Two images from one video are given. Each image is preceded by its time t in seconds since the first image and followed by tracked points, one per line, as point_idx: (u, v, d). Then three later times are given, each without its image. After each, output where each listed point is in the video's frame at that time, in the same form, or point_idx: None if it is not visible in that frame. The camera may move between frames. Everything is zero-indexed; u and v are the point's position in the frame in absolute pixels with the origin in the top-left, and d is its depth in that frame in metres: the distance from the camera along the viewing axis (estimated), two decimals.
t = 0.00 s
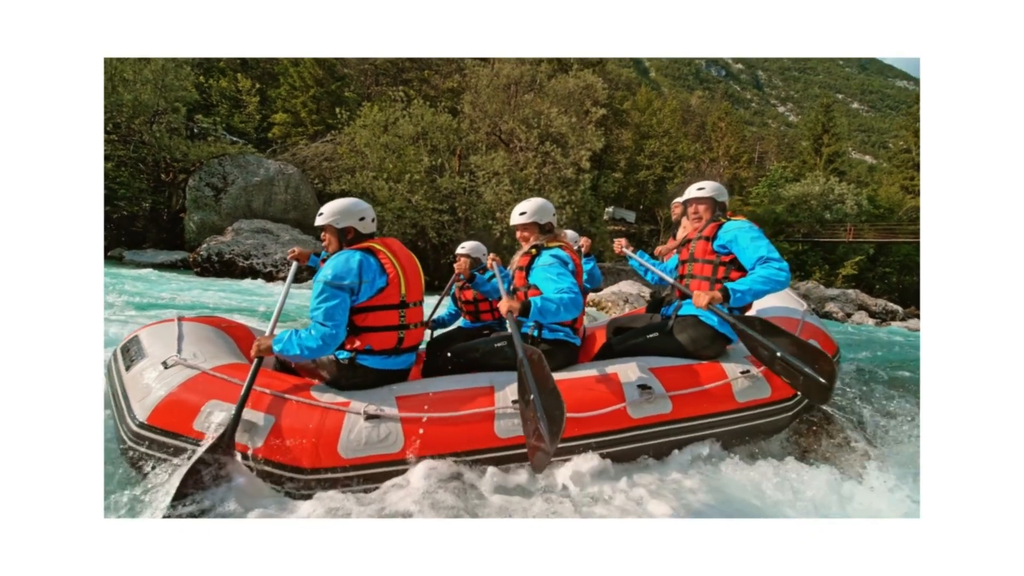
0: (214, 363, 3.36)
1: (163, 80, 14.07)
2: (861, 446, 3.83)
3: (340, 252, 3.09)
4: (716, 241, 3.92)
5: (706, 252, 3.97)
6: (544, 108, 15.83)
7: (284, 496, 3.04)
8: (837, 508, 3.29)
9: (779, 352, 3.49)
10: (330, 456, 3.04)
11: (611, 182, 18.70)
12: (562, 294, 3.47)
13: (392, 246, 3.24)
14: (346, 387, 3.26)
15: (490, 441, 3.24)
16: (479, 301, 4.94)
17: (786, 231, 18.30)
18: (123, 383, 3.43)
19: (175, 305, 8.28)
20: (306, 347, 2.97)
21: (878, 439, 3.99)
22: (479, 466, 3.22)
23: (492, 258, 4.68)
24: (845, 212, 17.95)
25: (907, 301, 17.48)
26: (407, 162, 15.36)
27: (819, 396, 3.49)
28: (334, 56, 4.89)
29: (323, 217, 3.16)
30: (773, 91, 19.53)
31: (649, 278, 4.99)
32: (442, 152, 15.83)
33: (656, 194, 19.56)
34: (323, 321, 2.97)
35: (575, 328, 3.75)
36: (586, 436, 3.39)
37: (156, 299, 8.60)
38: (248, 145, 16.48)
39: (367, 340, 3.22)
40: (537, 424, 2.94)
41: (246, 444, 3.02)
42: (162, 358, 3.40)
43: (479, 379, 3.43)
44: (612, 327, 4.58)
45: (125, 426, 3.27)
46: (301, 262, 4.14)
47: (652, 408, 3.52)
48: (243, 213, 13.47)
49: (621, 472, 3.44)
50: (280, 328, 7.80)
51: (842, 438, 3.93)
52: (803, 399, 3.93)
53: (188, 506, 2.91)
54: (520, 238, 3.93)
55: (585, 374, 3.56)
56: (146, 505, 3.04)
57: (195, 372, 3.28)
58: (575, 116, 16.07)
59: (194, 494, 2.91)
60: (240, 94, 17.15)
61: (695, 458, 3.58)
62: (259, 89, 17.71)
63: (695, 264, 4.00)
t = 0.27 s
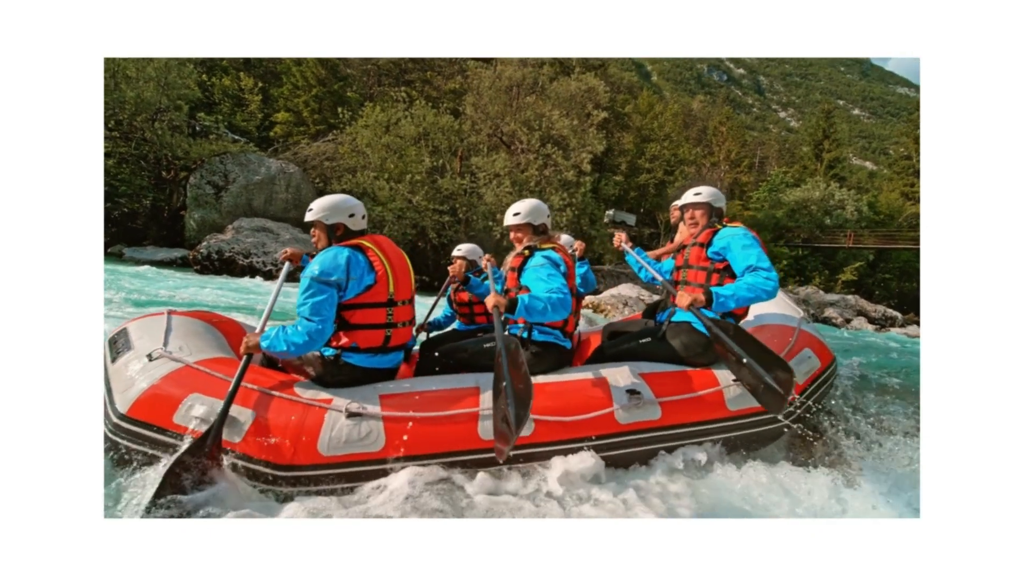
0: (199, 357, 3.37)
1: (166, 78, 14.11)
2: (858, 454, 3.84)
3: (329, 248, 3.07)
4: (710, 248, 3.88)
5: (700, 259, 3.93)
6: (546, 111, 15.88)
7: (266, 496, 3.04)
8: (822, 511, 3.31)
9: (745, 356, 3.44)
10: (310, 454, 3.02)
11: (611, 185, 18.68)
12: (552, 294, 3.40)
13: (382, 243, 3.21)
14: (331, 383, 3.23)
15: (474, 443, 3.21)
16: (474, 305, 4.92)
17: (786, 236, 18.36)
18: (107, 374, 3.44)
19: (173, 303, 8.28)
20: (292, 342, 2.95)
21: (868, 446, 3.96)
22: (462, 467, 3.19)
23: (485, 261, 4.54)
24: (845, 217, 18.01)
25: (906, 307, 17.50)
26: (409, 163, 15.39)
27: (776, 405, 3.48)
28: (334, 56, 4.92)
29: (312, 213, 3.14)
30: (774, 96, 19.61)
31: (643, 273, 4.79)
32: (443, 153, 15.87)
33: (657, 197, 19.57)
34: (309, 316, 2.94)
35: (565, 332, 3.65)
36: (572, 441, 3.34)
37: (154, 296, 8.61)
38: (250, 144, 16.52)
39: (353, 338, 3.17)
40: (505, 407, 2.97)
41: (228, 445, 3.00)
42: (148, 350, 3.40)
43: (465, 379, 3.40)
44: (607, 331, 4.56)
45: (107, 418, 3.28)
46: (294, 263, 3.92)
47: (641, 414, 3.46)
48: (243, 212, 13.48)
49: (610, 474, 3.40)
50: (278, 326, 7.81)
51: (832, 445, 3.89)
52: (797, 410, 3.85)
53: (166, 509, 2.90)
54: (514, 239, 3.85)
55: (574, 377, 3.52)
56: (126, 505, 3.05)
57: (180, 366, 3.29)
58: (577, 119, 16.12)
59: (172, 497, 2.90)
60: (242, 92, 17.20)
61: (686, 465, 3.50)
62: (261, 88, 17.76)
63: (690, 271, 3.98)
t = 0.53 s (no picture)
0: (187, 351, 3.36)
1: (168, 76, 14.12)
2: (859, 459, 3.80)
3: (318, 243, 3.05)
4: (706, 252, 3.81)
5: (695, 263, 3.87)
6: (547, 112, 15.89)
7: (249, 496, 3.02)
8: (811, 511, 3.29)
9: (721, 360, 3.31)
10: (295, 450, 2.99)
11: (612, 186, 18.63)
12: (541, 294, 3.27)
13: (373, 239, 3.20)
14: (320, 378, 3.19)
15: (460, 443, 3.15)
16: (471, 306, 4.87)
17: (786, 239, 18.36)
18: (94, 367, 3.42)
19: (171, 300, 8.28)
20: (280, 337, 2.92)
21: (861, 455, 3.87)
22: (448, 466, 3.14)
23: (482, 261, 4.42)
24: (845, 220, 18.03)
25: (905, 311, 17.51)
26: (409, 162, 15.40)
27: (738, 415, 3.33)
28: (334, 55, 4.91)
29: (302, 208, 3.11)
30: (776, 99, 19.62)
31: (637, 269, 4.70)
32: (444, 153, 15.88)
33: (658, 199, 19.54)
34: (298, 312, 2.92)
35: (558, 335, 3.60)
36: (559, 443, 3.26)
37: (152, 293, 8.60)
38: (251, 142, 16.54)
39: (342, 334, 3.14)
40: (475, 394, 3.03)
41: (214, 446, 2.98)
42: (135, 342, 3.39)
43: (456, 378, 3.40)
44: (604, 332, 4.34)
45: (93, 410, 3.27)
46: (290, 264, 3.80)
47: (632, 417, 3.39)
48: (244, 210, 13.47)
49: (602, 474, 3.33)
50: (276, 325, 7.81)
51: (825, 451, 3.80)
52: (791, 417, 3.76)
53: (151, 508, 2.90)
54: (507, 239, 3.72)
55: (565, 378, 3.44)
56: (107, 503, 3.01)
57: (168, 359, 3.28)
58: (578, 120, 16.14)
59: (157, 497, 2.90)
60: (244, 91, 17.21)
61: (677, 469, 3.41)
62: (263, 86, 17.77)
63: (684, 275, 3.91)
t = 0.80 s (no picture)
0: (174, 343, 3.37)
1: (169, 73, 14.13)
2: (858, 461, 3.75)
3: (307, 238, 3.07)
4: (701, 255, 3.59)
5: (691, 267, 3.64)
6: (548, 111, 15.88)
7: (235, 495, 3.00)
8: (809, 511, 3.17)
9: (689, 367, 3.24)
10: (276, 445, 2.97)
11: (613, 186, 18.64)
12: (528, 291, 3.21)
13: (362, 235, 3.22)
14: (308, 373, 3.19)
15: (443, 440, 3.11)
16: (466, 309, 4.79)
17: (787, 240, 18.37)
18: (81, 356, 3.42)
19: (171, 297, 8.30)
20: (267, 330, 2.92)
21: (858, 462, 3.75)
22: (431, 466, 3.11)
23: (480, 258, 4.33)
24: (846, 222, 18.05)
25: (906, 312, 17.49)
26: (410, 161, 15.40)
27: (695, 421, 3.31)
28: (332, 55, 4.94)
29: (291, 202, 3.12)
30: (777, 100, 19.63)
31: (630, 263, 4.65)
32: (445, 152, 15.87)
33: (658, 199, 19.52)
34: (286, 305, 2.93)
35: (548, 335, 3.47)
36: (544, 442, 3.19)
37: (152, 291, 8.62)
38: (252, 141, 16.55)
39: (329, 330, 3.14)
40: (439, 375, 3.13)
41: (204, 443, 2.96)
42: (124, 334, 3.41)
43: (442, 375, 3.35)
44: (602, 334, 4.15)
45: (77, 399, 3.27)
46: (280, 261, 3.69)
47: (621, 419, 3.30)
48: (244, 208, 13.46)
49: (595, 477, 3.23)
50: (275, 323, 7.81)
51: (823, 453, 3.78)
52: (785, 422, 3.68)
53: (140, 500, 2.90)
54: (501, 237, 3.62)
55: (555, 378, 3.37)
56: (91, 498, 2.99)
57: (155, 351, 3.30)
58: (579, 120, 16.13)
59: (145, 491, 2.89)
60: (245, 89, 17.22)
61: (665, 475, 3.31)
62: (264, 84, 17.77)
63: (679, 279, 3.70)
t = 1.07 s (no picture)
0: (163, 336, 3.38)
1: (170, 71, 14.14)
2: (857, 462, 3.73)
3: (295, 231, 3.07)
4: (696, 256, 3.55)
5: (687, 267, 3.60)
6: (550, 110, 15.84)
7: (222, 495, 2.98)
8: (805, 512, 3.16)
9: (660, 370, 3.16)
10: (260, 440, 2.97)
11: (614, 185, 18.70)
12: (514, 287, 3.19)
13: (351, 229, 3.21)
14: (298, 368, 3.18)
15: (428, 437, 3.09)
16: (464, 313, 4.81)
17: (788, 240, 18.37)
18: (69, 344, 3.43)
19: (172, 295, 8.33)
20: (257, 323, 2.92)
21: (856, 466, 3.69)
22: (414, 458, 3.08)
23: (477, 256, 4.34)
24: (848, 222, 18.04)
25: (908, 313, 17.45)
26: (411, 160, 15.39)
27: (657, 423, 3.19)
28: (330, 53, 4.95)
29: (281, 195, 3.15)
30: (780, 100, 19.61)
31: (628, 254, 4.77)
32: (446, 151, 15.84)
33: (660, 199, 19.49)
34: (275, 299, 2.93)
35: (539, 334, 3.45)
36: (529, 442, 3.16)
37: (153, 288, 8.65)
38: (253, 138, 16.57)
39: (317, 324, 3.14)
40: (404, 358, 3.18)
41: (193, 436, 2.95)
42: (112, 325, 3.40)
43: (430, 372, 3.32)
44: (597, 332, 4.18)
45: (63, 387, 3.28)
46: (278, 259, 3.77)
47: (612, 420, 3.25)
48: (245, 206, 13.46)
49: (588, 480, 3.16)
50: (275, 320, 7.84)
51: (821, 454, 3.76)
52: (779, 426, 3.62)
53: (129, 493, 2.91)
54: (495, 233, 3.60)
55: (545, 377, 3.34)
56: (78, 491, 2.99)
57: (143, 343, 3.31)
58: (580, 118, 16.10)
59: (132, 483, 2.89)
60: (246, 86, 17.24)
61: (656, 477, 3.26)
62: (266, 82, 17.77)
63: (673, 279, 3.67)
